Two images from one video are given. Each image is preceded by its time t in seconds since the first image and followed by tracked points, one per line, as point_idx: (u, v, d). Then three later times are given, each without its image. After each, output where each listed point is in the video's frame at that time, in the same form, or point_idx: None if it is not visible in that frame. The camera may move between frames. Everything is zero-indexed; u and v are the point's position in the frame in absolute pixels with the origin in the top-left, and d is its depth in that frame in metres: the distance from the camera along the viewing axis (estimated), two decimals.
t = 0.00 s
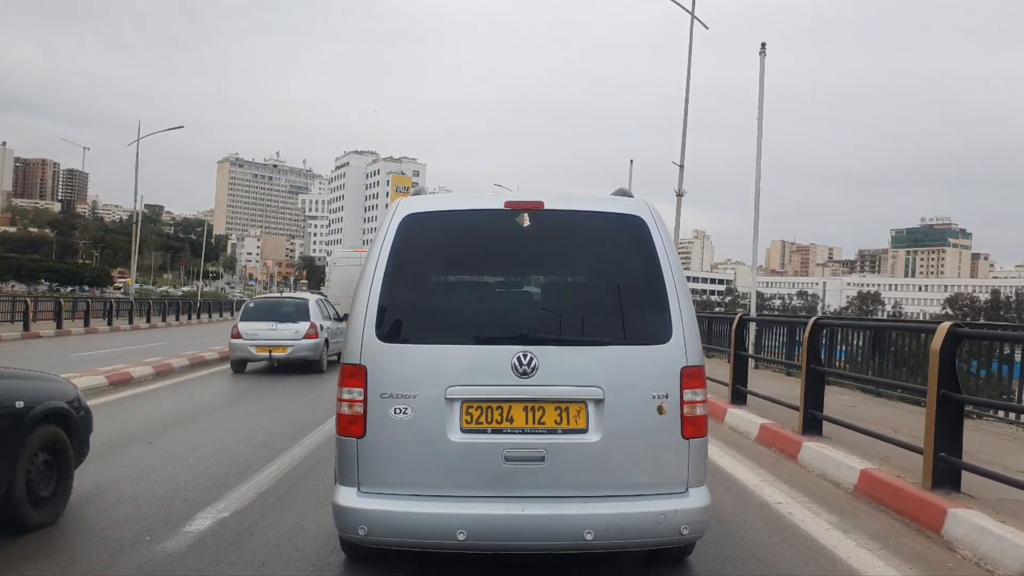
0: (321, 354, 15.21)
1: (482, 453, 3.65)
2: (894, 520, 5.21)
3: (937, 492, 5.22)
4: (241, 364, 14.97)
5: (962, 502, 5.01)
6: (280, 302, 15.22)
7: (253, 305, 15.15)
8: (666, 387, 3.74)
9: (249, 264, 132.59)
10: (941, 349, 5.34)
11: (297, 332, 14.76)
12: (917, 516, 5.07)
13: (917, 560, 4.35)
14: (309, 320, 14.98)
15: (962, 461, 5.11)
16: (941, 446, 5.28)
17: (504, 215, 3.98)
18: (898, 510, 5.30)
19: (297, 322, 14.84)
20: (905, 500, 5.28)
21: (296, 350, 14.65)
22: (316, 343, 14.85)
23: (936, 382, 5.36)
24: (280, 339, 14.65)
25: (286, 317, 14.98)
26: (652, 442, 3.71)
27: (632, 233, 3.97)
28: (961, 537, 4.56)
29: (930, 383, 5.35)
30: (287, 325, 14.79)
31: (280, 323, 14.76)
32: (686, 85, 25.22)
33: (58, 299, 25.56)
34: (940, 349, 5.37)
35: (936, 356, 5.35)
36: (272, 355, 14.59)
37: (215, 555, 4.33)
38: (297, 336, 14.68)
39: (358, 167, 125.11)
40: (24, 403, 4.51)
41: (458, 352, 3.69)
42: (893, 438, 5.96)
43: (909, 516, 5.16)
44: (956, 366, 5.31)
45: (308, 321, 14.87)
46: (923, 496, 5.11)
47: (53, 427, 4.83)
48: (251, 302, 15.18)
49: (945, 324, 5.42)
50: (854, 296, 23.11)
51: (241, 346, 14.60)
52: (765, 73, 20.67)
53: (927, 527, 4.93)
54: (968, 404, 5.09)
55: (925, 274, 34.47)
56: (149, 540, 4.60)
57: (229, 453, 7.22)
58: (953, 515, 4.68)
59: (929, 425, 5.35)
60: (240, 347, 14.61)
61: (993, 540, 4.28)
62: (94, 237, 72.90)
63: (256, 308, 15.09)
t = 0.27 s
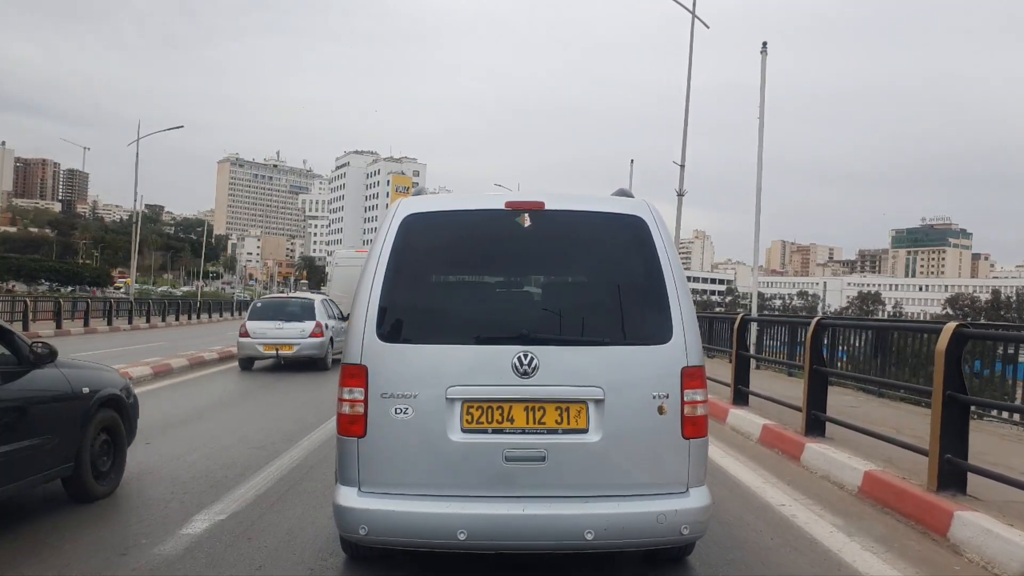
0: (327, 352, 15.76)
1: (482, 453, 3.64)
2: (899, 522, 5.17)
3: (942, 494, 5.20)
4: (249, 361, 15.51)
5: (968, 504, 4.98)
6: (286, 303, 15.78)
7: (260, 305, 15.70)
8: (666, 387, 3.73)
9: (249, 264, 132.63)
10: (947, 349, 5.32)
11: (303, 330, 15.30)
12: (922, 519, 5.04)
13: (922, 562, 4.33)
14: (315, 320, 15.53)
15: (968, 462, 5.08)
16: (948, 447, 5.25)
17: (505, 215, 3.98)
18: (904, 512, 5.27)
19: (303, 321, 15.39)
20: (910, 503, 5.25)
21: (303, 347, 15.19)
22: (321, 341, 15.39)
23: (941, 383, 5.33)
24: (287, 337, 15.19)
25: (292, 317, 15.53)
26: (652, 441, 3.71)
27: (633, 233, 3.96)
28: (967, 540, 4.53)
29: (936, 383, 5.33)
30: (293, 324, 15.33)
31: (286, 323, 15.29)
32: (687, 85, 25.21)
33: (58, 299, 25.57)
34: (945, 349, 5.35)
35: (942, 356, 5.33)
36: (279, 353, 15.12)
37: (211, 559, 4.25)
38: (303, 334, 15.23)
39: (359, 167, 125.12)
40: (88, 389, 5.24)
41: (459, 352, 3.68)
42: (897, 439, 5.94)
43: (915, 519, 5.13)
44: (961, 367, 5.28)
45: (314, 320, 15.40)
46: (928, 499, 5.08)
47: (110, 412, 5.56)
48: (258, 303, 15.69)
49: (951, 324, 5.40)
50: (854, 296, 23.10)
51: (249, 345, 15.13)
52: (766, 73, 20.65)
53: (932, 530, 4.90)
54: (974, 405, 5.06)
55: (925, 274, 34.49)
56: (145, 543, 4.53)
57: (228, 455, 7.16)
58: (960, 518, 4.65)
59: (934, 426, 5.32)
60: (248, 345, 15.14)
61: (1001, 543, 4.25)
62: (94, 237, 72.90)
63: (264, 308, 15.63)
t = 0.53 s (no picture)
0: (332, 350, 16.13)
1: (482, 452, 3.64)
2: (902, 524, 5.16)
3: (946, 496, 5.19)
4: (256, 360, 15.88)
5: (972, 506, 4.96)
6: (292, 303, 16.17)
7: (267, 305, 16.08)
8: (665, 387, 3.73)
9: (249, 264, 132.63)
10: (949, 350, 5.30)
11: (309, 329, 15.67)
12: (925, 520, 5.03)
13: (926, 564, 4.31)
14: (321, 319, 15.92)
15: (971, 464, 5.07)
16: (951, 449, 5.23)
17: (505, 215, 3.97)
18: (907, 514, 5.26)
19: (308, 321, 15.76)
20: (913, 504, 5.24)
21: (309, 346, 15.57)
22: (327, 340, 15.78)
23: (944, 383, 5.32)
24: (293, 336, 15.57)
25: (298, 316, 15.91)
26: (651, 440, 3.70)
27: (632, 234, 3.96)
28: (971, 543, 4.52)
29: (939, 384, 5.31)
30: (299, 323, 15.70)
31: (292, 322, 15.66)
32: (687, 84, 25.17)
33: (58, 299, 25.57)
34: (948, 350, 5.33)
35: (945, 357, 5.31)
36: (286, 351, 15.49)
37: (209, 560, 4.22)
38: (309, 333, 15.60)
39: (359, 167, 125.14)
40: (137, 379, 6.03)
41: (460, 351, 3.68)
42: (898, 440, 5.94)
43: (918, 520, 5.12)
44: (965, 368, 5.26)
45: (319, 319, 15.78)
46: (932, 500, 5.07)
47: (153, 399, 6.36)
48: (265, 303, 16.07)
49: (954, 325, 5.38)
50: (854, 296, 23.07)
51: (257, 343, 15.51)
52: (767, 73, 20.60)
53: (936, 531, 4.89)
54: (978, 406, 5.04)
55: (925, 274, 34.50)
56: (141, 546, 4.49)
57: (227, 457, 7.13)
58: (964, 520, 4.65)
59: (938, 428, 5.30)
60: (256, 343, 15.52)
61: (1006, 546, 4.24)
62: (94, 237, 72.88)
63: (270, 308, 16.02)
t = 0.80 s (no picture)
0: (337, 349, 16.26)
1: (482, 451, 3.64)
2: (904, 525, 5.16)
3: (948, 497, 5.18)
4: (262, 359, 15.97)
5: (975, 507, 4.96)
6: (297, 302, 16.28)
7: (272, 305, 16.18)
8: (664, 386, 3.73)
9: (249, 264, 132.66)
10: (952, 350, 5.29)
11: (314, 328, 15.77)
12: (928, 521, 5.03)
13: (928, 566, 4.31)
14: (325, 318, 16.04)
15: (974, 465, 5.06)
16: (953, 450, 5.22)
17: (505, 216, 3.97)
18: (910, 515, 5.25)
19: (313, 320, 15.88)
20: (916, 505, 5.23)
21: (314, 344, 15.69)
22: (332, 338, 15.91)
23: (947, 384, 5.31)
24: (298, 335, 15.68)
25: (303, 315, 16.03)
26: (651, 439, 3.70)
27: (632, 234, 3.96)
28: (974, 544, 4.51)
29: (941, 385, 5.30)
30: (304, 322, 15.81)
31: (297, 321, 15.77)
32: (687, 84, 25.18)
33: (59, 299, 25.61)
34: (951, 350, 5.32)
35: (948, 357, 5.30)
36: (292, 350, 15.60)
37: (208, 562, 4.20)
38: (314, 331, 15.73)
39: (359, 168, 125.18)
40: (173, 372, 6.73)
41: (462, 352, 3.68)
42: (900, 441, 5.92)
43: (920, 521, 5.11)
44: (968, 368, 5.25)
45: (324, 318, 15.90)
46: (934, 501, 5.07)
47: (187, 391, 7.05)
48: (270, 301, 16.14)
49: (956, 325, 5.37)
50: (854, 296, 23.05)
51: (263, 342, 15.61)
52: (767, 73, 20.59)
53: (938, 532, 4.88)
54: (980, 407, 5.03)
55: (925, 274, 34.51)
56: (141, 546, 4.50)
57: (227, 458, 7.13)
58: (967, 521, 4.64)
59: (940, 429, 5.29)
60: (262, 342, 15.62)
61: (1009, 547, 4.24)
62: (95, 237, 72.90)
63: (275, 308, 16.11)
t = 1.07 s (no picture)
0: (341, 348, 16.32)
1: (482, 450, 3.63)
2: (907, 526, 5.15)
3: (951, 498, 5.17)
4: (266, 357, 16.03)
5: (978, 508, 4.95)
6: (301, 302, 16.30)
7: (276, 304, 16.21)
8: (663, 386, 3.72)
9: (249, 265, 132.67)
10: (954, 350, 5.28)
11: (317, 327, 15.81)
12: (930, 523, 5.02)
13: (930, 567, 4.30)
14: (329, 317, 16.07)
15: (976, 466, 5.06)
16: (956, 451, 5.22)
17: (505, 217, 3.97)
18: (912, 516, 5.24)
19: (317, 319, 15.92)
20: (918, 506, 5.22)
21: (319, 343, 15.74)
22: (336, 337, 15.95)
23: (949, 383, 5.30)
24: (302, 333, 15.73)
25: (307, 314, 16.07)
26: (650, 438, 3.70)
27: (630, 235, 3.96)
28: (978, 546, 4.50)
29: (944, 386, 5.29)
30: (308, 321, 15.85)
31: (302, 320, 15.82)
32: (688, 83, 25.15)
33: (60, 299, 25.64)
34: (953, 350, 5.31)
35: (950, 357, 5.29)
36: (296, 349, 15.65)
37: (206, 564, 4.19)
38: (318, 330, 15.77)
39: (359, 168, 125.21)
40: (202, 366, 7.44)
41: (463, 352, 3.67)
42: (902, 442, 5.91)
43: (923, 523, 5.10)
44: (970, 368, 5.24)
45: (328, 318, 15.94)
46: (936, 503, 5.06)
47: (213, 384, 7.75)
48: (277, 303, 16.16)
49: (958, 325, 5.36)
50: (853, 296, 23.04)
51: (268, 341, 15.65)
52: (768, 72, 20.56)
53: (941, 534, 4.87)
54: (982, 407, 5.03)
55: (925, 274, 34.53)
56: (139, 548, 4.49)
57: (226, 459, 7.12)
58: (970, 523, 4.63)
59: (942, 431, 5.29)
60: (267, 341, 15.67)
61: (1012, 549, 4.23)
62: (95, 237, 72.92)
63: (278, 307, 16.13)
